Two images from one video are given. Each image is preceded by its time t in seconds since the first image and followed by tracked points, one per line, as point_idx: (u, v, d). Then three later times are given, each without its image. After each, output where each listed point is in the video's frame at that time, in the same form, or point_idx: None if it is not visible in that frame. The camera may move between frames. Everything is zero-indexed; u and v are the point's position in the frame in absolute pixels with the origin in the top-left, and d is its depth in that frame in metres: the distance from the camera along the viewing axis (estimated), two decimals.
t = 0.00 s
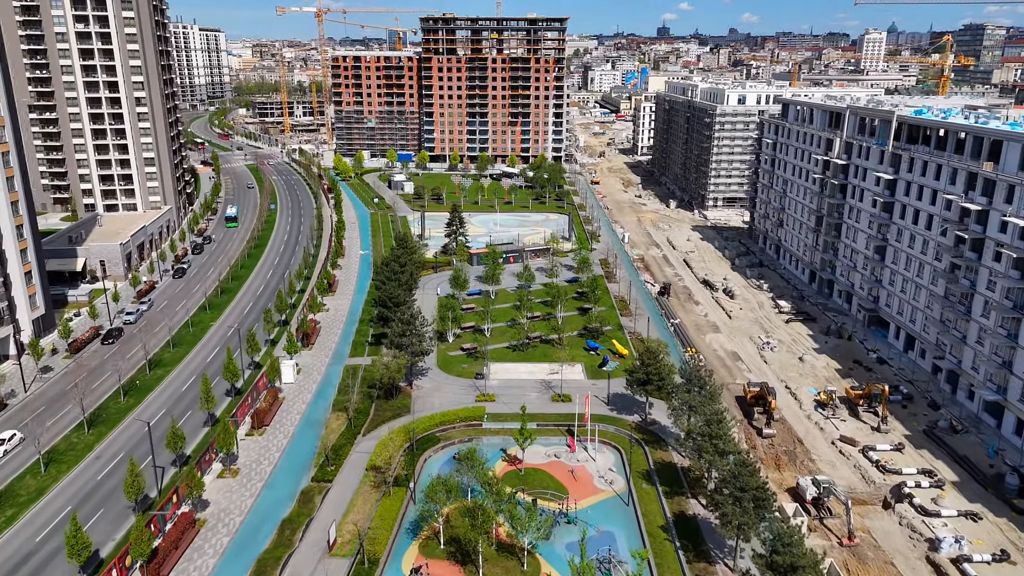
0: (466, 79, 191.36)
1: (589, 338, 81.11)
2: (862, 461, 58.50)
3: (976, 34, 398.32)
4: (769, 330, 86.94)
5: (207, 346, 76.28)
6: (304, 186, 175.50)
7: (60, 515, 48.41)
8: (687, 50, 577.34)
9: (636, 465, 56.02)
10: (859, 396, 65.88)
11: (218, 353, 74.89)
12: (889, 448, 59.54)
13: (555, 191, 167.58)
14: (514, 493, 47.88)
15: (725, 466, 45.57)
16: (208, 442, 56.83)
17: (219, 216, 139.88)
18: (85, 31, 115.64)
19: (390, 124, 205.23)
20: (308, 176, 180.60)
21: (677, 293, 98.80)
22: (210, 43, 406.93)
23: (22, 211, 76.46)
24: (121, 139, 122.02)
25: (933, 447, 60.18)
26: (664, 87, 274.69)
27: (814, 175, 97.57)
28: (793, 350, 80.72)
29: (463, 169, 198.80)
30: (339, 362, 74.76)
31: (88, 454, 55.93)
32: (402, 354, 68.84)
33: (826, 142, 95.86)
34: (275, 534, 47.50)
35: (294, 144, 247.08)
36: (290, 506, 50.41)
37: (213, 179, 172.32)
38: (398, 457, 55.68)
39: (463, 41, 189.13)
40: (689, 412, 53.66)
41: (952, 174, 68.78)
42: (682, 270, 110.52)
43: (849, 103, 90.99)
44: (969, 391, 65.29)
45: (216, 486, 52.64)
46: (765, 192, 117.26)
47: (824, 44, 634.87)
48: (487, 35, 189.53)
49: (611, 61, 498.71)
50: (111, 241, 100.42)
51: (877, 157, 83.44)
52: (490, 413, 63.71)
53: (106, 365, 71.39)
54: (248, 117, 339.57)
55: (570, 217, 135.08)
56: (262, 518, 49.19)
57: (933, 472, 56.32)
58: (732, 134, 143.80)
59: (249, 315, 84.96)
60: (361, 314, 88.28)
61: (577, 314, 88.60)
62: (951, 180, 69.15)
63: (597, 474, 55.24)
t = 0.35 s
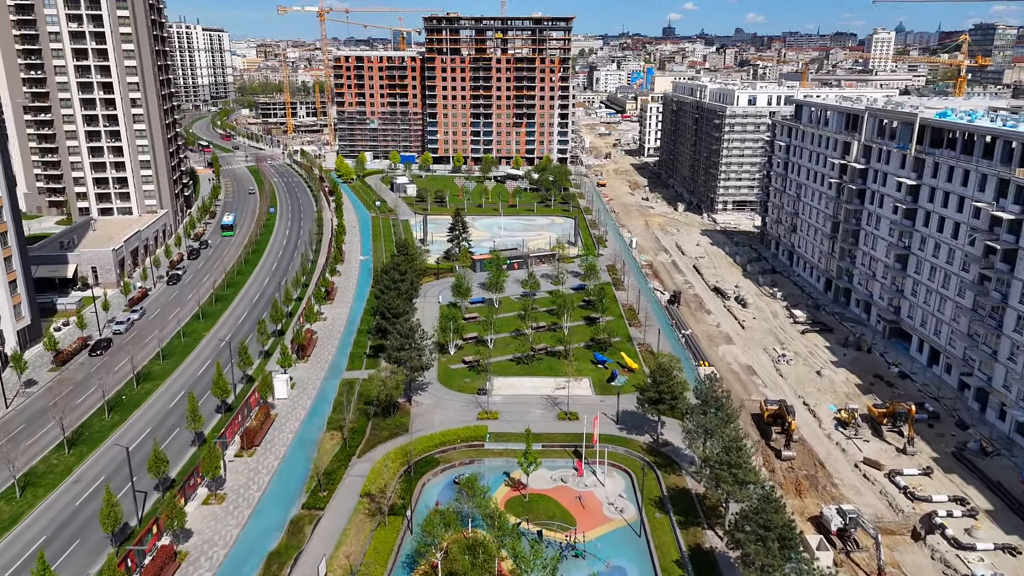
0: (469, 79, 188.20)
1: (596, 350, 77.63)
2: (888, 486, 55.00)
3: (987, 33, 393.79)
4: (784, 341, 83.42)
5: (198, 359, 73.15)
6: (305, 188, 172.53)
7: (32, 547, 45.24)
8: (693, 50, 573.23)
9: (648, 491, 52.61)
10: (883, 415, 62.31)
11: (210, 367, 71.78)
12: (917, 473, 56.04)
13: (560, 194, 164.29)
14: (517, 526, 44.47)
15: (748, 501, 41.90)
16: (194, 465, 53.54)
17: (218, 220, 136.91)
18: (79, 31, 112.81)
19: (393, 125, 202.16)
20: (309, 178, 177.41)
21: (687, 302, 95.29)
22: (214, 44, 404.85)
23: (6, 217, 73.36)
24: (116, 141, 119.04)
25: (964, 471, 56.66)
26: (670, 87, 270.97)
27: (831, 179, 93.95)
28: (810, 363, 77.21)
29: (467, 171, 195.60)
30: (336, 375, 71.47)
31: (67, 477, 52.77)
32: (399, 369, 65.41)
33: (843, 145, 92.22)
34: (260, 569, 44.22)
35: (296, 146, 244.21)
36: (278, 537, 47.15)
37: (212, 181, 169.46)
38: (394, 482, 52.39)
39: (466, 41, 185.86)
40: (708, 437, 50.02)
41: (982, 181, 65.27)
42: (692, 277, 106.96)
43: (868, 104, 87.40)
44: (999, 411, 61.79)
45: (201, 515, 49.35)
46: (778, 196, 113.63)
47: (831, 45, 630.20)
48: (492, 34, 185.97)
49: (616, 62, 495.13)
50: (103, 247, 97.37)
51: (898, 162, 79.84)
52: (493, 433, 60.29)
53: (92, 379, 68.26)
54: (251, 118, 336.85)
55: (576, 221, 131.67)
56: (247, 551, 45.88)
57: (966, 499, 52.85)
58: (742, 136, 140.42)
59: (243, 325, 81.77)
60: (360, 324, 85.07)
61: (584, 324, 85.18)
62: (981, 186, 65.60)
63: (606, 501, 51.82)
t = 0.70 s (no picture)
0: (474, 79, 185.13)
1: (604, 363, 74.28)
2: (918, 515, 51.57)
3: (998, 32, 389.16)
4: (801, 353, 79.89)
5: (188, 372, 70.05)
6: (306, 190, 169.61)
7: None
8: (699, 50, 569.28)
9: (662, 520, 49.21)
10: (910, 436, 58.82)
11: (200, 381, 68.70)
12: (948, 499, 52.61)
13: (566, 197, 160.93)
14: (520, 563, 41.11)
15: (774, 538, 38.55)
16: (177, 490, 50.47)
17: (216, 223, 133.91)
18: (72, 30, 109.69)
19: (396, 126, 199.08)
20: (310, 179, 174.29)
21: (699, 311, 91.77)
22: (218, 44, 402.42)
23: None
24: (111, 143, 115.93)
25: (998, 498, 53.15)
26: (678, 87, 267.47)
27: (849, 183, 90.38)
28: (829, 378, 73.69)
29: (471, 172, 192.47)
30: (332, 390, 68.35)
31: (43, 504, 49.76)
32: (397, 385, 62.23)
33: (861, 148, 88.65)
34: None
35: (299, 146, 241.36)
36: (265, 572, 43.90)
37: (212, 183, 166.65)
38: (390, 510, 49.10)
39: (471, 40, 182.76)
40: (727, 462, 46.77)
41: (1014, 187, 61.85)
42: (703, 284, 103.40)
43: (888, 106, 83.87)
44: None
45: (183, 546, 46.20)
46: (791, 201, 110.08)
47: (839, 45, 624.98)
48: (497, 34, 183.17)
49: (622, 61, 491.53)
50: (95, 252, 94.39)
51: (921, 166, 76.27)
52: (496, 454, 56.99)
53: (76, 394, 65.32)
54: (254, 119, 334.18)
55: (582, 225, 128.37)
56: None
57: (1003, 530, 49.37)
58: (753, 137, 136.92)
59: (236, 336, 78.74)
60: (358, 333, 81.89)
61: (592, 335, 81.81)
62: (1013, 193, 62.16)
63: (617, 531, 48.41)
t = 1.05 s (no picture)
0: (475, 80, 182.16)
1: (610, 376, 71.11)
2: (946, 544, 48.39)
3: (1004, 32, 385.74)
4: (815, 366, 76.67)
5: (174, 387, 66.94)
6: (304, 193, 166.61)
7: None
8: (703, 50, 566.07)
9: (673, 552, 45.95)
10: (934, 457, 55.56)
11: (187, 397, 65.65)
12: (978, 528, 49.41)
13: (569, 200, 157.77)
14: None
15: None
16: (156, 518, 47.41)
17: (210, 228, 130.93)
18: (62, 29, 106.62)
19: (396, 127, 196.00)
20: (309, 181, 171.36)
21: (707, 320, 88.58)
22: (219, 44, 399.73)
23: None
24: (101, 145, 112.71)
25: None
26: (682, 88, 264.31)
27: (863, 188, 87.09)
28: (845, 393, 70.46)
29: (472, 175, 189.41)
30: (325, 406, 65.27)
31: (14, 532, 46.74)
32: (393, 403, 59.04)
33: (876, 152, 85.35)
34: None
35: (298, 148, 238.37)
36: None
37: (208, 185, 163.66)
38: (382, 541, 45.90)
39: (472, 40, 179.76)
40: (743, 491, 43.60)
41: None
42: (711, 291, 100.19)
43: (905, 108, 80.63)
44: None
45: None
46: (802, 205, 106.78)
47: (843, 45, 621.49)
48: (498, 34, 180.42)
49: (624, 61, 488.56)
50: (82, 259, 91.48)
51: (941, 171, 73.00)
52: (496, 478, 53.79)
53: (57, 410, 62.34)
54: (254, 119, 331.24)
55: (585, 229, 125.24)
56: None
57: None
58: (760, 139, 134.02)
59: (226, 348, 75.69)
60: (353, 344, 78.86)
61: (596, 346, 78.64)
62: None
63: (626, 564, 45.16)
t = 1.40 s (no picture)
0: (474, 81, 178.89)
1: (614, 391, 67.80)
2: None
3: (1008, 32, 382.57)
4: (827, 379, 73.48)
5: (156, 404, 63.66)
6: (300, 195, 163.26)
7: None
8: (704, 50, 562.88)
9: None
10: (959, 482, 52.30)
11: (169, 415, 62.37)
12: (1009, 561, 46.19)
13: (570, 203, 154.68)
14: None
15: None
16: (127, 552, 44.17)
17: (203, 232, 127.67)
18: (47, 29, 103.37)
19: (395, 128, 192.71)
20: (304, 184, 167.96)
21: (714, 330, 85.35)
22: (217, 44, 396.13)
23: None
24: (88, 148, 109.38)
25: None
26: (684, 88, 261.01)
27: (877, 193, 83.81)
28: (860, 409, 67.27)
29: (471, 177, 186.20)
30: (314, 424, 62.01)
31: None
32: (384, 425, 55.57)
33: (890, 155, 82.10)
34: None
35: (295, 149, 235.14)
36: None
37: (202, 188, 160.42)
38: None
39: (471, 40, 176.49)
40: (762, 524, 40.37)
41: None
42: (717, 299, 96.94)
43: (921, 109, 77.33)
44: None
45: None
46: (810, 209, 103.51)
47: (845, 45, 618.71)
48: (498, 33, 177.34)
49: (625, 61, 485.28)
50: (66, 267, 88.27)
51: (960, 176, 69.86)
52: (494, 505, 50.45)
53: (31, 429, 59.13)
54: (252, 120, 327.98)
55: (587, 234, 122.03)
56: None
57: None
58: (765, 141, 131.06)
59: (212, 361, 72.45)
60: (346, 357, 75.64)
61: (600, 358, 75.47)
62: None
63: None
